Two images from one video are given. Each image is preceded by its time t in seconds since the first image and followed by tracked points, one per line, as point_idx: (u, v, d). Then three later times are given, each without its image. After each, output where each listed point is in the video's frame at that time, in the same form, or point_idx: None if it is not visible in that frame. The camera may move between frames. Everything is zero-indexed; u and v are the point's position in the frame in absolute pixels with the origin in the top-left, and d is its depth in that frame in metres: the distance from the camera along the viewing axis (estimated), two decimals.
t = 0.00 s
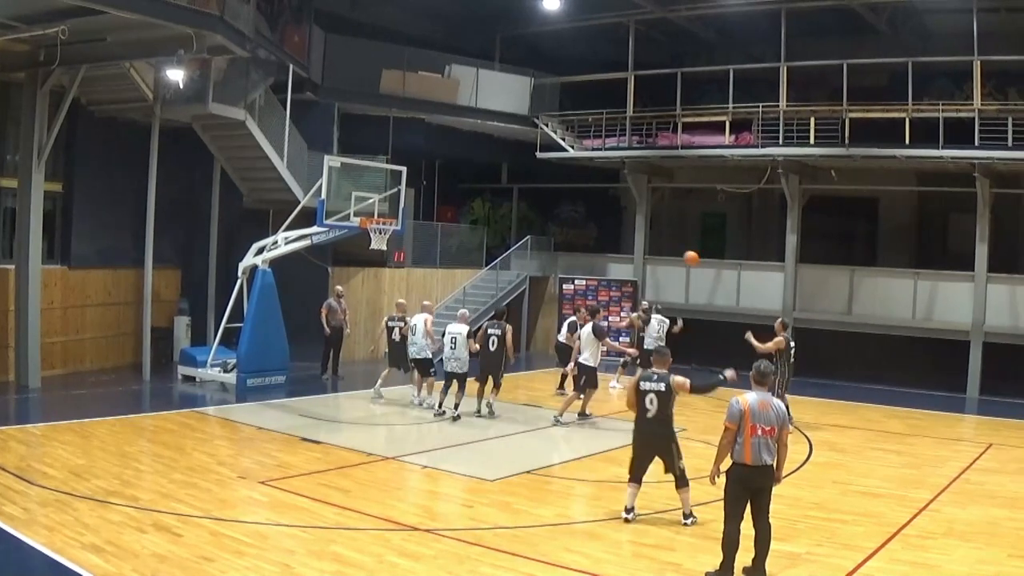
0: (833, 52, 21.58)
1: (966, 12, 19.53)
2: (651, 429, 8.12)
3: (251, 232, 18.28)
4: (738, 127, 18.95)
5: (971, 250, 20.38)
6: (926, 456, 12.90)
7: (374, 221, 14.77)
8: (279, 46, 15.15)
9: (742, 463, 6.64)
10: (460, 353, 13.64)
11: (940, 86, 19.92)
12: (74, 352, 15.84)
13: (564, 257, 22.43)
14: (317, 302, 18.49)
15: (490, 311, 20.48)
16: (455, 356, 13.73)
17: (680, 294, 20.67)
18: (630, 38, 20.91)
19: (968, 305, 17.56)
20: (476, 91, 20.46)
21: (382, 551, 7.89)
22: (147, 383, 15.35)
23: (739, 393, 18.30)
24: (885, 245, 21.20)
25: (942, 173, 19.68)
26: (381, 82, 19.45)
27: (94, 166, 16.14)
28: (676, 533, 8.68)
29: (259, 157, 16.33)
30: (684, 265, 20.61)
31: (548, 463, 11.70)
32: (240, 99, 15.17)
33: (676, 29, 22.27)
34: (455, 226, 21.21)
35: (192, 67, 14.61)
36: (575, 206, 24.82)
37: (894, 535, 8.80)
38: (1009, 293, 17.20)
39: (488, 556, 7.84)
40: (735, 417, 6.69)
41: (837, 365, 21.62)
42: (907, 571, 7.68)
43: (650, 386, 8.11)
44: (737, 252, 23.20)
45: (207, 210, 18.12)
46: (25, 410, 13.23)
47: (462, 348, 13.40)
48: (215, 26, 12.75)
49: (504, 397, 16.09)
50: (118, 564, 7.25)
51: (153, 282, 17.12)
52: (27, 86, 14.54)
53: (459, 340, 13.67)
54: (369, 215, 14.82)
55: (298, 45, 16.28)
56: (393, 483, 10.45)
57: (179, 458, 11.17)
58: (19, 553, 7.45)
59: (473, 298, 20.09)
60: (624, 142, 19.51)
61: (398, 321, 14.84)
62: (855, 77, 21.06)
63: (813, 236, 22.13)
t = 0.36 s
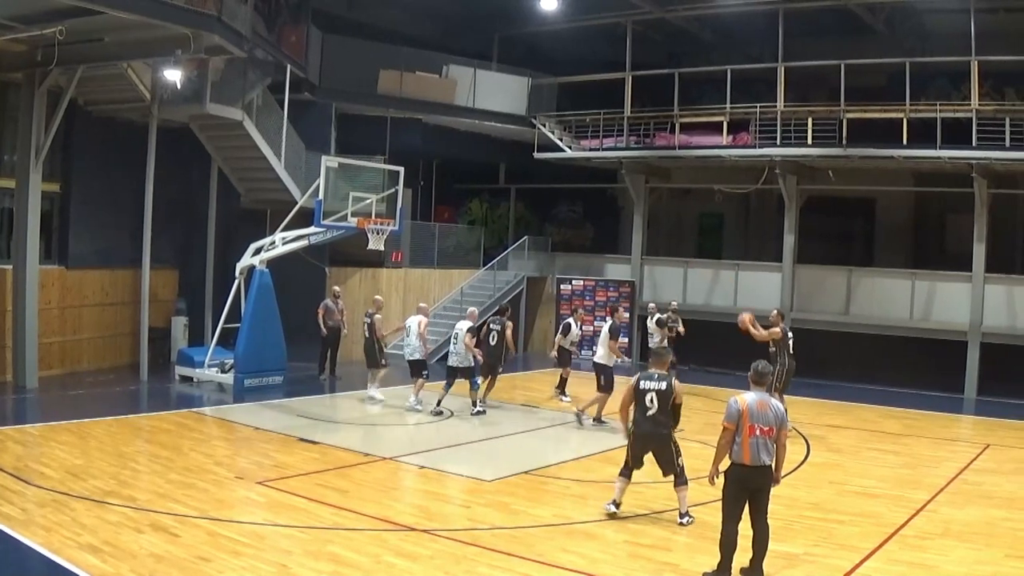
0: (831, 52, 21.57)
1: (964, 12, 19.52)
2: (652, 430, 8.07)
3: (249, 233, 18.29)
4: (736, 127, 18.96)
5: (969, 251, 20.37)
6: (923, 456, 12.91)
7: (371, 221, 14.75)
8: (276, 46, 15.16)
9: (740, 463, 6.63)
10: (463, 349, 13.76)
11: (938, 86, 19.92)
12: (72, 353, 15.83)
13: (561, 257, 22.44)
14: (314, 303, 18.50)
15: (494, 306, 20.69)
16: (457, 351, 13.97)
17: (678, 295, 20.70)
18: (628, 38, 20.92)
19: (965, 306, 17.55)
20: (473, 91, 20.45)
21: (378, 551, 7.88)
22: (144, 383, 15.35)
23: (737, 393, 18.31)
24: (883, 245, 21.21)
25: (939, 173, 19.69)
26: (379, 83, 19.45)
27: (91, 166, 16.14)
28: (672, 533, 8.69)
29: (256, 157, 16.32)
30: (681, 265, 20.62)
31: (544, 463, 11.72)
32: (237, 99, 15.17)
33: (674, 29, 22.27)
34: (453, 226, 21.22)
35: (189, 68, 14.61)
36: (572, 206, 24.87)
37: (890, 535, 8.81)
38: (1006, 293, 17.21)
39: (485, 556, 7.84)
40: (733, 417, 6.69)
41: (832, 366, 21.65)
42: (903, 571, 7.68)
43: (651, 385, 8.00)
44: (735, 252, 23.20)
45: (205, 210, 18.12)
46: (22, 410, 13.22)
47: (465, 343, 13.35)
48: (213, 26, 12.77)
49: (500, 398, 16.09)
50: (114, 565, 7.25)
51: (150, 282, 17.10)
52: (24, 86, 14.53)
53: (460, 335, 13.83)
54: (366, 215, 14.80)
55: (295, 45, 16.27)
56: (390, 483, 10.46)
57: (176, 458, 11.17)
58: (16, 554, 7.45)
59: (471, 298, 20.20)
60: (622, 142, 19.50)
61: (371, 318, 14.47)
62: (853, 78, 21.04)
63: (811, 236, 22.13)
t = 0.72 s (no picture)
0: (828, 52, 21.58)
1: (961, 12, 19.51)
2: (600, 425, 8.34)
3: (247, 233, 18.30)
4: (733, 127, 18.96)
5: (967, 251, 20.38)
6: (920, 456, 12.93)
7: (369, 221, 14.75)
8: (273, 46, 15.15)
9: (738, 463, 6.63)
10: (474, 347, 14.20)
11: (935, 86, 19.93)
12: (69, 353, 15.83)
13: (558, 257, 22.36)
14: (312, 303, 18.50)
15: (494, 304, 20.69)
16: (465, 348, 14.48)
17: (675, 295, 20.70)
18: (625, 38, 20.92)
19: (963, 306, 17.55)
20: (471, 91, 20.46)
21: (376, 552, 7.89)
22: (142, 383, 15.36)
23: (735, 394, 18.32)
24: (880, 245, 21.21)
25: (936, 174, 19.69)
26: (376, 83, 19.46)
27: (89, 166, 16.14)
28: (669, 533, 8.71)
29: (253, 158, 16.32)
30: (679, 264, 20.61)
31: (541, 463, 11.73)
32: (234, 100, 15.17)
33: (671, 29, 22.27)
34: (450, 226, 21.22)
35: (187, 68, 14.61)
36: (570, 206, 24.68)
37: (888, 536, 8.83)
38: (1004, 294, 17.21)
39: (482, 556, 7.86)
40: (731, 417, 6.66)
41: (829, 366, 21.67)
42: (901, 571, 7.70)
43: (591, 381, 8.30)
44: (732, 253, 23.21)
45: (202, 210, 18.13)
46: (20, 410, 13.24)
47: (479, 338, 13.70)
48: (210, 26, 12.77)
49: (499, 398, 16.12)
50: (112, 564, 7.26)
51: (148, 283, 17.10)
52: (21, 86, 14.53)
53: (471, 333, 14.32)
54: (364, 215, 14.81)
55: (293, 46, 16.28)
56: (387, 483, 10.47)
57: (174, 458, 11.19)
58: (14, 554, 7.46)
59: (468, 298, 20.26)
60: (619, 142, 19.50)
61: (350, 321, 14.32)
62: (850, 78, 21.04)
63: (807, 237, 22.14)
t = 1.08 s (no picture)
0: (825, 52, 21.58)
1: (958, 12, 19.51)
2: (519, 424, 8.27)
3: (244, 233, 18.30)
4: (731, 127, 18.96)
5: (964, 251, 20.41)
6: (917, 456, 12.94)
7: (366, 221, 14.76)
8: (271, 46, 15.15)
9: (735, 463, 6.61)
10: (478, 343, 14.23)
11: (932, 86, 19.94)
12: (66, 353, 15.82)
13: (556, 257, 22.35)
14: (309, 304, 18.61)
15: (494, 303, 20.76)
16: (471, 344, 14.59)
17: (673, 295, 20.70)
18: (623, 38, 20.91)
19: (961, 306, 17.55)
20: (469, 91, 20.47)
21: (373, 552, 7.89)
22: (139, 384, 15.35)
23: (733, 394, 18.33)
24: (877, 246, 21.22)
25: (933, 174, 19.70)
26: (374, 83, 19.47)
27: (86, 167, 16.13)
28: (665, 533, 8.72)
29: (250, 158, 16.31)
30: (677, 264, 20.60)
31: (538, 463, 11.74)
32: (231, 100, 15.17)
33: (669, 29, 22.29)
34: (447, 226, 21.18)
35: (185, 68, 14.61)
36: (567, 206, 24.76)
37: (885, 536, 8.83)
38: (1001, 294, 17.22)
39: (479, 556, 7.86)
40: (729, 417, 6.63)
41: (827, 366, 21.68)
42: (898, 571, 7.70)
43: (518, 382, 8.24)
44: (729, 253, 23.23)
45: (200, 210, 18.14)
46: (17, 410, 13.23)
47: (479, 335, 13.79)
48: (207, 26, 12.77)
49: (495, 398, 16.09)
50: (109, 565, 7.26)
51: (145, 283, 17.09)
52: (18, 86, 14.54)
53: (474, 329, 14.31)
54: (361, 215, 14.80)
55: (290, 46, 16.27)
56: (384, 483, 10.48)
57: (171, 458, 11.18)
58: (10, 554, 7.45)
59: (465, 299, 20.20)
60: (617, 142, 19.50)
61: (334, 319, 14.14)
62: (847, 78, 21.06)
63: (804, 237, 22.16)
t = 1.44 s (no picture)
0: (824, 52, 21.57)
1: (957, 12, 19.51)
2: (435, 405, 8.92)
3: (245, 233, 18.30)
4: (731, 127, 18.95)
5: (964, 250, 20.42)
6: (917, 456, 12.93)
7: (366, 221, 14.73)
8: (271, 46, 15.16)
9: (733, 464, 6.57)
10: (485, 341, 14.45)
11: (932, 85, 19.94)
12: (67, 353, 15.83)
13: (556, 257, 22.36)
14: (309, 304, 18.64)
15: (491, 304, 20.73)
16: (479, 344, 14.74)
17: (673, 295, 20.69)
18: (623, 37, 20.91)
19: (961, 306, 17.55)
20: (469, 91, 20.46)
21: (374, 551, 7.89)
22: (140, 383, 15.34)
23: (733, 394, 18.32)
24: (878, 246, 21.22)
25: (933, 174, 19.70)
26: (374, 83, 19.47)
27: (85, 166, 16.12)
28: (666, 532, 8.71)
29: (251, 158, 16.31)
30: (677, 264, 20.59)
31: (538, 463, 11.73)
32: (232, 100, 15.16)
33: (669, 29, 22.30)
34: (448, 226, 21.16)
35: (185, 68, 14.61)
36: (567, 206, 24.79)
37: (885, 536, 8.82)
38: (1002, 293, 17.22)
39: (480, 556, 7.85)
40: (726, 419, 6.58)
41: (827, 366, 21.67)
42: (898, 571, 7.70)
43: (435, 360, 8.93)
44: (729, 253, 23.24)
45: (200, 210, 18.13)
46: (18, 410, 13.22)
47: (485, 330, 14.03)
48: (207, 26, 12.77)
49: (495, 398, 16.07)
50: (110, 565, 7.26)
51: (145, 283, 17.09)
52: (18, 86, 14.54)
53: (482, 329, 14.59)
54: (361, 215, 14.79)
55: (290, 46, 16.27)
56: (385, 483, 10.47)
57: (171, 458, 11.18)
58: (10, 554, 7.45)
59: (465, 298, 20.13)
60: (618, 142, 19.48)
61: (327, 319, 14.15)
62: (847, 78, 21.06)
63: (803, 236, 22.16)
